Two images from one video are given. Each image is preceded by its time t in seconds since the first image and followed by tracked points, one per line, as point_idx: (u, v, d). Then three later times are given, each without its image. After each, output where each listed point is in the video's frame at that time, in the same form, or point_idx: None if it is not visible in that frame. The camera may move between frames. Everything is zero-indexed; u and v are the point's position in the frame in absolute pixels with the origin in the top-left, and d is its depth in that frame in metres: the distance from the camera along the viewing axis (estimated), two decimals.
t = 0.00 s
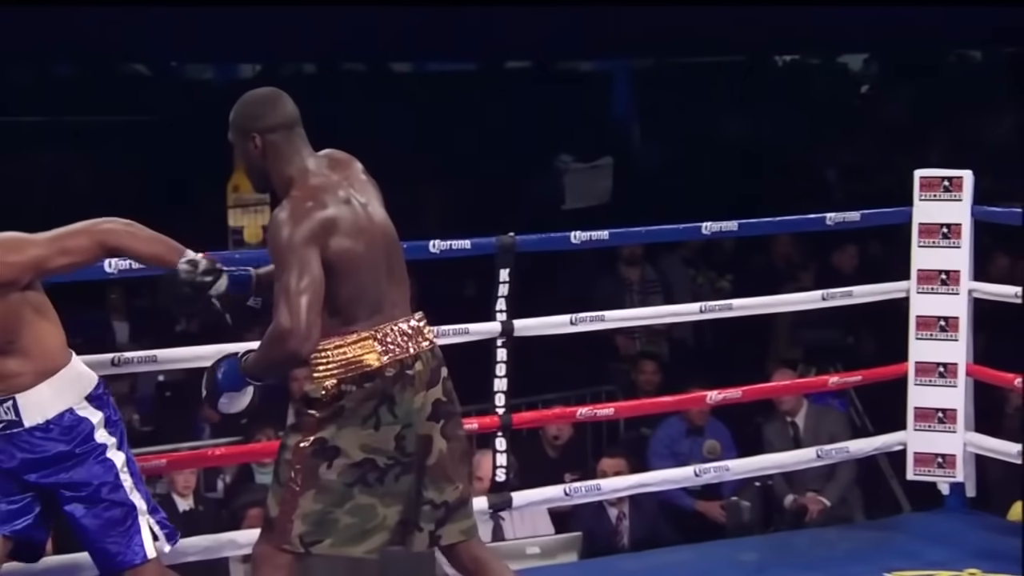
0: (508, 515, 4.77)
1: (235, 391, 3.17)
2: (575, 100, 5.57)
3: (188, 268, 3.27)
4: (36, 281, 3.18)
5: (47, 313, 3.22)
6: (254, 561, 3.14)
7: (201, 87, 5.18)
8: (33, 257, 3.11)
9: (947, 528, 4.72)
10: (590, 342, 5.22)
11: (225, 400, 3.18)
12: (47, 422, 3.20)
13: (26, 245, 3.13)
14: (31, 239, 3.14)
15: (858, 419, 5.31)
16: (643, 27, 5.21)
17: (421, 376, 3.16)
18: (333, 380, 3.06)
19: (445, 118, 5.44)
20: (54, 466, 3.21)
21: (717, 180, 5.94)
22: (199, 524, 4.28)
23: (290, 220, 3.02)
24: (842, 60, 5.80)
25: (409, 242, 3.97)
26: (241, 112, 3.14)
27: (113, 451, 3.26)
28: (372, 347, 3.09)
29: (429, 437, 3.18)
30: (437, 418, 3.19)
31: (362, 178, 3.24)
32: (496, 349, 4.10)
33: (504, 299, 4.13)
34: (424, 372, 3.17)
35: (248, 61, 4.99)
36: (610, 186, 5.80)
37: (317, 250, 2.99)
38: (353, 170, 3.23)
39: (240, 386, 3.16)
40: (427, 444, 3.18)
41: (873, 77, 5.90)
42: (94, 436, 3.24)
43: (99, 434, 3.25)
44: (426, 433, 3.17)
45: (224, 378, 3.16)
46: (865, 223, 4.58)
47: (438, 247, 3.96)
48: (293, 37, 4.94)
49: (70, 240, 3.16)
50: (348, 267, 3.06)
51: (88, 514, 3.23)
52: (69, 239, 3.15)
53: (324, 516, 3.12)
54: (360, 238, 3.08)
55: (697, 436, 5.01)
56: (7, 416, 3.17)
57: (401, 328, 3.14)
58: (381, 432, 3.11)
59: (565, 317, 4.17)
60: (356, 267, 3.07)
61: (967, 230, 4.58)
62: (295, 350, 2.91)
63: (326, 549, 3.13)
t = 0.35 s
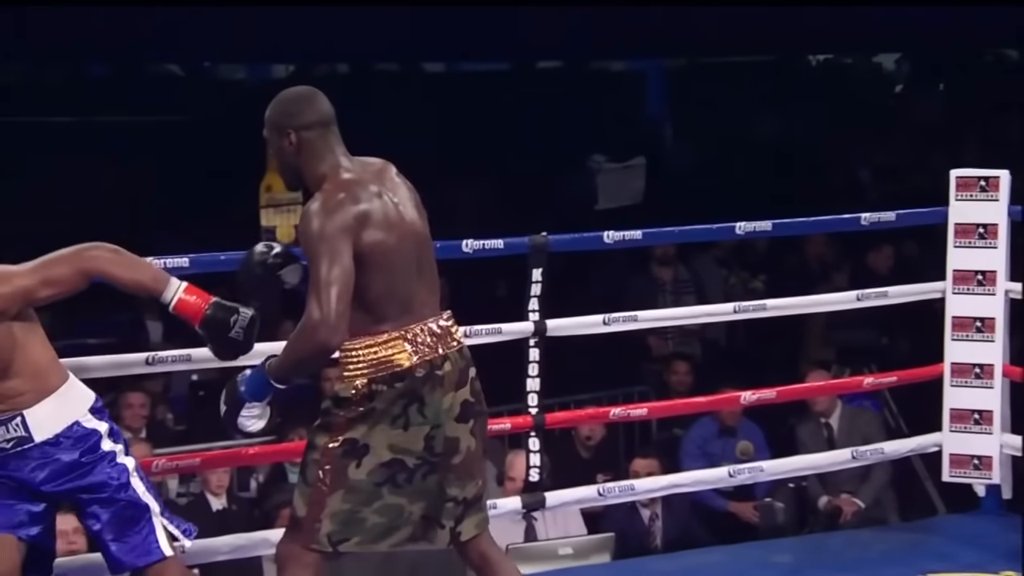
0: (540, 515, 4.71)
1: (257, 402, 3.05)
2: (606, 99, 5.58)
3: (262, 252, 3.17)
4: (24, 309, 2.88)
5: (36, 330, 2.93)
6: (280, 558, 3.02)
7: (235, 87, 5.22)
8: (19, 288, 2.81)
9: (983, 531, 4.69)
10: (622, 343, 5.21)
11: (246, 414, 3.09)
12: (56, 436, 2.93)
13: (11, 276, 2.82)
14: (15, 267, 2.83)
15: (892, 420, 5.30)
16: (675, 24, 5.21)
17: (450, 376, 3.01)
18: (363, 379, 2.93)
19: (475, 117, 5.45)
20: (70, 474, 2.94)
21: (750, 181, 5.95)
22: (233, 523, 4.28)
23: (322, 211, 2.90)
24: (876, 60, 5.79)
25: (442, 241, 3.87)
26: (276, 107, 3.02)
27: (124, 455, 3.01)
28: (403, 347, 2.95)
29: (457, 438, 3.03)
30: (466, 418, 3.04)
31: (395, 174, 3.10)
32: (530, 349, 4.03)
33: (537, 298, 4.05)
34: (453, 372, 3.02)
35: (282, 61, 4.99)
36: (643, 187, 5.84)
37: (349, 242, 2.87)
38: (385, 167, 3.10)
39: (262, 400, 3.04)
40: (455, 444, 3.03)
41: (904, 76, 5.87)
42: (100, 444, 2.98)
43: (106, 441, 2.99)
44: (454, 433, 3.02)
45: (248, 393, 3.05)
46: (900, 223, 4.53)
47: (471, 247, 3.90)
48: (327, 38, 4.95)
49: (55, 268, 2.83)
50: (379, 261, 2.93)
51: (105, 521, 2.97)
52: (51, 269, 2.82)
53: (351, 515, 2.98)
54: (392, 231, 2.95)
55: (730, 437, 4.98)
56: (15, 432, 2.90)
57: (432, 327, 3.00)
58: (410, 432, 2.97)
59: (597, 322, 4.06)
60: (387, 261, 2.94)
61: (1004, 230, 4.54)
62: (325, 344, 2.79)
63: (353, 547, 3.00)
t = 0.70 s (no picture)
0: (576, 515, 4.68)
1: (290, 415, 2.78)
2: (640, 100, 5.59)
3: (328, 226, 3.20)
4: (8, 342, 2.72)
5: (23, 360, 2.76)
6: (299, 554, 2.81)
7: (271, 87, 5.18)
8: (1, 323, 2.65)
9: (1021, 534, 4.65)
10: (656, 342, 5.20)
11: (276, 431, 2.81)
12: (60, 455, 2.76)
13: None
14: None
15: (929, 421, 5.27)
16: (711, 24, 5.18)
17: (485, 381, 2.80)
18: (400, 384, 2.73)
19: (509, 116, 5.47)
20: (84, 484, 2.76)
21: (790, 180, 5.97)
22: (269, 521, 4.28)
23: (361, 212, 2.70)
24: (913, 59, 5.68)
25: (479, 240, 3.83)
26: (315, 108, 2.83)
27: (134, 468, 2.84)
28: (439, 353, 2.75)
29: (491, 440, 2.83)
30: (500, 421, 2.84)
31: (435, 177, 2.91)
32: (566, 350, 3.95)
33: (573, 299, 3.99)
34: (489, 376, 2.82)
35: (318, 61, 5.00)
36: (678, 186, 5.84)
37: (388, 243, 2.67)
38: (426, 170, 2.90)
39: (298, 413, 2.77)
40: (488, 446, 2.82)
41: (941, 76, 5.74)
42: (108, 459, 2.81)
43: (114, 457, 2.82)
44: (488, 435, 2.82)
45: (282, 406, 2.78)
46: (938, 223, 4.48)
47: (507, 246, 3.87)
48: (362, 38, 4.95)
49: (38, 303, 2.68)
50: (417, 264, 2.73)
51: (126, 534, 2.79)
52: (35, 304, 2.66)
53: (377, 515, 2.77)
54: (431, 234, 2.75)
55: (766, 437, 4.94)
56: (18, 454, 2.74)
57: (467, 334, 2.79)
58: (444, 437, 2.77)
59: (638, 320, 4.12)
60: (425, 264, 2.74)
61: None
62: (362, 349, 2.61)
63: (377, 547, 2.79)
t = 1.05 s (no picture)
0: (610, 516, 4.61)
1: (326, 425, 3.11)
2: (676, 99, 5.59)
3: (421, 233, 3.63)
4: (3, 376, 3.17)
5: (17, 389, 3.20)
6: (318, 548, 3.13)
7: (305, 87, 5.15)
8: None
9: None
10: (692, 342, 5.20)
11: (314, 442, 3.14)
12: (64, 473, 3.19)
13: None
14: None
15: (967, 421, 5.25)
16: (747, 22, 5.14)
17: (516, 393, 3.13)
18: (434, 393, 3.04)
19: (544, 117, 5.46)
20: (89, 502, 3.19)
21: (825, 180, 5.93)
22: (306, 520, 4.31)
23: (404, 223, 3.01)
24: (951, 58, 5.64)
25: (514, 239, 3.86)
26: (361, 119, 3.14)
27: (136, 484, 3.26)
28: (474, 362, 3.07)
29: (516, 449, 3.15)
30: (527, 431, 3.17)
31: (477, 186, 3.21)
32: (599, 348, 4.02)
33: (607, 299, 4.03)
34: (519, 389, 3.14)
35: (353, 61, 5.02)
36: (714, 185, 5.88)
37: (427, 256, 2.97)
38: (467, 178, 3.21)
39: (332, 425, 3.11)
40: (512, 456, 3.15)
41: (976, 75, 5.71)
42: (111, 478, 3.23)
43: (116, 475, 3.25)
44: (515, 445, 3.15)
45: (321, 417, 3.10)
46: (977, 222, 4.46)
47: (543, 246, 3.87)
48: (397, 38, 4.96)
49: (23, 340, 3.10)
50: (454, 276, 3.04)
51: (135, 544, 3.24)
52: (20, 340, 3.08)
53: (401, 518, 3.10)
54: (467, 245, 3.06)
55: (802, 438, 4.91)
56: (22, 476, 3.17)
57: (499, 345, 3.11)
58: (473, 446, 3.09)
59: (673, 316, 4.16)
60: (461, 273, 3.04)
61: None
62: (402, 355, 2.92)
63: (398, 547, 3.12)
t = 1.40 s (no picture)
0: (645, 516, 4.60)
1: (368, 433, 2.98)
2: (712, 99, 5.59)
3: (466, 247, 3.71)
4: None
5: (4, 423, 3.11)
6: (336, 548, 2.95)
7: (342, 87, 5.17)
8: None
9: None
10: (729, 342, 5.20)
11: (357, 448, 2.99)
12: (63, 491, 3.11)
13: None
14: None
15: (1007, 422, 5.22)
16: (783, 22, 5.13)
17: (545, 407, 2.99)
18: (462, 401, 2.91)
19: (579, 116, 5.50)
20: (90, 514, 3.11)
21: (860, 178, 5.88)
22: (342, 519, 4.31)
23: (441, 229, 2.91)
24: (989, 55, 5.50)
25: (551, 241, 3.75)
26: (404, 124, 3.06)
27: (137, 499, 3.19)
28: (505, 373, 2.94)
29: (542, 463, 3.02)
30: (552, 445, 3.03)
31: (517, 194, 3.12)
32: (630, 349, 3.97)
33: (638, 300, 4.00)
34: (548, 403, 3.00)
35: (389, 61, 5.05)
36: (751, 184, 5.85)
37: (462, 263, 2.86)
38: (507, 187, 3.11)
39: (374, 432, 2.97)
40: (537, 469, 3.01)
41: (1015, 73, 5.57)
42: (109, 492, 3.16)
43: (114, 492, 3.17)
44: (540, 459, 3.01)
45: (361, 424, 2.96)
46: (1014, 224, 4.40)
47: (578, 250, 3.80)
48: (433, 38, 4.98)
49: (10, 381, 3.07)
50: (490, 286, 2.91)
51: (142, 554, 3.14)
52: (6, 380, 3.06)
53: (419, 524, 2.96)
54: (503, 253, 2.95)
55: (838, 438, 4.86)
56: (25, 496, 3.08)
57: (530, 357, 2.98)
58: (497, 458, 2.96)
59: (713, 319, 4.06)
60: (497, 282, 2.92)
61: None
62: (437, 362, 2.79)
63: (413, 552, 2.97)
